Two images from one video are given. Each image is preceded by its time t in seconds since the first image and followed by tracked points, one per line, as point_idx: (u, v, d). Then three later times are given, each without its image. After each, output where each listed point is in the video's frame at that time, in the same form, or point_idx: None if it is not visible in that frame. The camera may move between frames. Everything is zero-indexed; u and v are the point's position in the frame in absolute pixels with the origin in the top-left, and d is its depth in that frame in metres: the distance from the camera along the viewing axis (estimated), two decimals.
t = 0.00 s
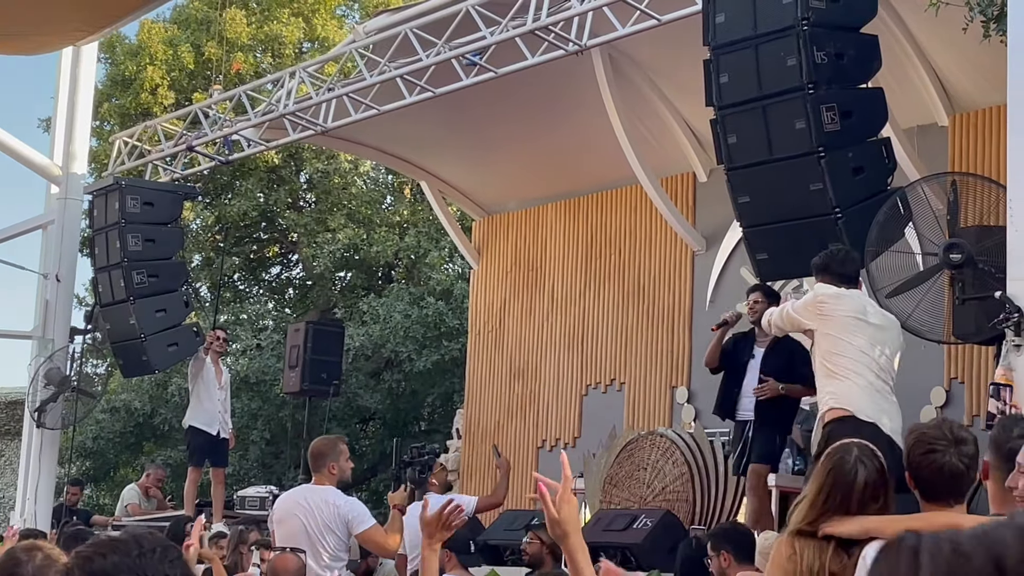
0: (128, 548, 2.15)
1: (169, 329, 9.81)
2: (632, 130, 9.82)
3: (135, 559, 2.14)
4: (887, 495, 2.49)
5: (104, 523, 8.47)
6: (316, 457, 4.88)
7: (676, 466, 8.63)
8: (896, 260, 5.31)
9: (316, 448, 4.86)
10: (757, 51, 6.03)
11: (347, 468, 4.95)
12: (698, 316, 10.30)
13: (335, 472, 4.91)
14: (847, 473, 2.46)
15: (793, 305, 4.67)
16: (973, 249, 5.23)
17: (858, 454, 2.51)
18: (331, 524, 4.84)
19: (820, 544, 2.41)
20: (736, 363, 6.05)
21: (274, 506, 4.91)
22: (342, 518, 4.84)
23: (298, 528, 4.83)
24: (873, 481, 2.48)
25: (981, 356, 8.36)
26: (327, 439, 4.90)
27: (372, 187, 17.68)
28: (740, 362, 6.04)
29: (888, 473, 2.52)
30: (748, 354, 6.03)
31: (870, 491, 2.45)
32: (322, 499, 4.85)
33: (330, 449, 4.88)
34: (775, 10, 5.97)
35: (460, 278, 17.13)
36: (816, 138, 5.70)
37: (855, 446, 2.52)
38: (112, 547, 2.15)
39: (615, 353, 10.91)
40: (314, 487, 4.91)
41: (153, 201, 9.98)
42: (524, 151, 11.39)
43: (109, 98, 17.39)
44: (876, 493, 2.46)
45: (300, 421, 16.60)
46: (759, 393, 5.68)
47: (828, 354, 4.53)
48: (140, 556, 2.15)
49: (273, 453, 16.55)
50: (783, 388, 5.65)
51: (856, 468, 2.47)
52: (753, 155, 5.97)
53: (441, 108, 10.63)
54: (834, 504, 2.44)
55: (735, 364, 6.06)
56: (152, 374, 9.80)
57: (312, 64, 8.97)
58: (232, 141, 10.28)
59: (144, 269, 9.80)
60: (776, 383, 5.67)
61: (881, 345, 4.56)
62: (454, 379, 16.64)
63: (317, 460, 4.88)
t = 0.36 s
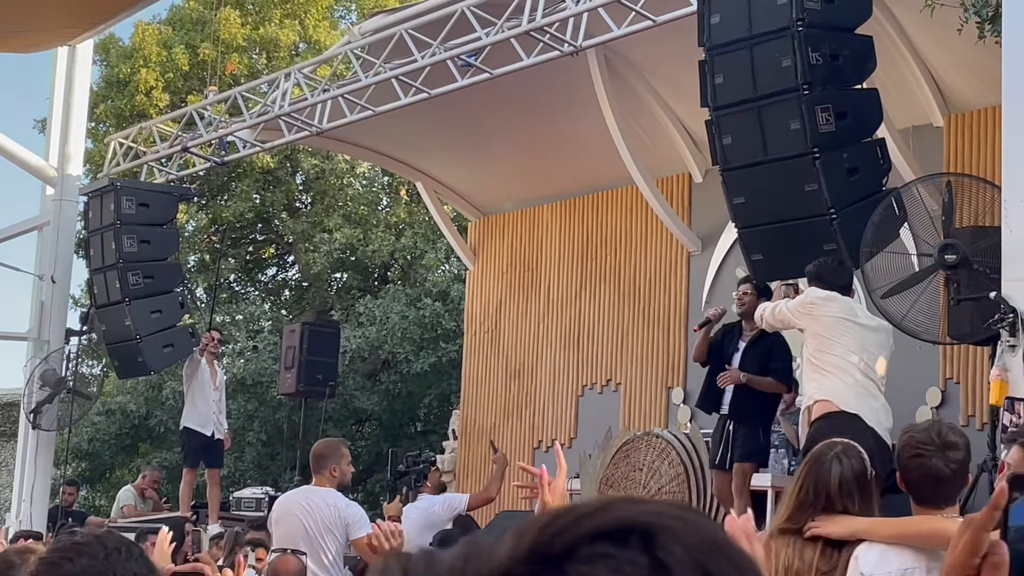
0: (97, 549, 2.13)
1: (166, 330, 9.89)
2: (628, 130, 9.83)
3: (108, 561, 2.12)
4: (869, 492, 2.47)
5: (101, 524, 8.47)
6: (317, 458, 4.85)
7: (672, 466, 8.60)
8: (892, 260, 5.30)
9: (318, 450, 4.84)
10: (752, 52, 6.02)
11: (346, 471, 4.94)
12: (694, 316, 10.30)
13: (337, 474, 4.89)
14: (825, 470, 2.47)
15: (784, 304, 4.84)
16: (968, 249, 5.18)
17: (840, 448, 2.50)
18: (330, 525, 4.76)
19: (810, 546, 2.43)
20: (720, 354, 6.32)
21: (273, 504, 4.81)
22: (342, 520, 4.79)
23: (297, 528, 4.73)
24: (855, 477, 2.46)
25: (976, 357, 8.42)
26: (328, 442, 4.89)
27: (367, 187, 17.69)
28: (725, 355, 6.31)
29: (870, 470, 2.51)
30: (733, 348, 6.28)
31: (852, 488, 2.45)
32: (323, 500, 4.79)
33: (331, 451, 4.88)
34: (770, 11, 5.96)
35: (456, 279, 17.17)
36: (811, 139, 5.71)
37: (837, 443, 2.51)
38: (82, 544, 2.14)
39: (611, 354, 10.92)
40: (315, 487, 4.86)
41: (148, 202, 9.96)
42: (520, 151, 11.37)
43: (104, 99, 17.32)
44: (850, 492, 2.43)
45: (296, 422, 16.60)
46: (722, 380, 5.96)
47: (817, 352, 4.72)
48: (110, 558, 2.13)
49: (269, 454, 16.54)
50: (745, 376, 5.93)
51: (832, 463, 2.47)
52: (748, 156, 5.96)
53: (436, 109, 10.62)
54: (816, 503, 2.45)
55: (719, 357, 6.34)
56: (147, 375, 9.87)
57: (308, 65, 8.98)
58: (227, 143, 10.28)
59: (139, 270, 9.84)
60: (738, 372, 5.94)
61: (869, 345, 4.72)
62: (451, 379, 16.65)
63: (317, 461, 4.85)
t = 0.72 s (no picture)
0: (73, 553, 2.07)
1: (164, 330, 9.87)
2: (625, 130, 9.82)
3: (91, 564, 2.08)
4: (870, 491, 2.46)
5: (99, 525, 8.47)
6: (316, 459, 4.83)
7: (670, 467, 8.66)
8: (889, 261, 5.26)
9: (317, 449, 4.81)
10: (750, 52, 6.00)
11: (347, 470, 4.89)
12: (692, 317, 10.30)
13: (336, 473, 4.85)
14: (827, 465, 2.45)
15: (779, 303, 4.85)
16: (966, 249, 5.19)
17: (845, 446, 2.49)
18: (335, 524, 4.73)
19: (805, 540, 2.39)
20: (710, 351, 6.49)
21: (275, 504, 4.78)
22: (346, 519, 4.75)
23: (302, 530, 4.71)
24: (859, 474, 2.45)
25: (974, 357, 8.42)
26: (326, 442, 4.86)
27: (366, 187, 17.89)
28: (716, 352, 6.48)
29: (871, 470, 2.48)
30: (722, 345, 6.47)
31: (849, 484, 2.43)
32: (325, 500, 4.76)
33: (331, 451, 4.84)
34: (768, 11, 5.95)
35: (455, 279, 17.20)
36: (810, 139, 5.70)
37: (842, 440, 2.50)
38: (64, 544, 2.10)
39: (609, 354, 10.92)
40: (316, 487, 4.82)
41: (146, 203, 9.96)
42: (518, 151, 11.37)
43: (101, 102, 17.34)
44: (851, 488, 2.42)
45: (294, 423, 16.59)
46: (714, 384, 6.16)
47: (811, 351, 4.73)
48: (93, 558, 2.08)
49: (267, 455, 16.54)
50: (736, 378, 6.13)
51: (838, 458, 2.46)
52: (747, 156, 5.96)
53: (434, 109, 10.62)
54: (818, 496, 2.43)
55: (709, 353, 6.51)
56: (146, 376, 9.85)
57: (306, 66, 8.99)
58: (225, 143, 10.28)
59: (137, 270, 9.84)
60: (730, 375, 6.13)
61: (863, 345, 4.72)
62: (450, 380, 16.66)
63: (317, 461, 4.82)
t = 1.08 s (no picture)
0: (64, 552, 2.00)
1: (164, 330, 9.85)
2: (625, 130, 9.82)
3: (76, 563, 1.99)
4: (884, 496, 2.38)
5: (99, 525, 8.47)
6: (317, 458, 4.81)
7: (670, 467, 8.65)
8: (890, 261, 5.24)
9: (317, 448, 4.80)
10: (750, 52, 6.00)
11: (347, 467, 4.90)
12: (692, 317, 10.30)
13: (337, 472, 4.85)
14: (834, 468, 2.39)
15: (776, 304, 4.88)
16: (965, 249, 5.20)
17: (859, 450, 2.42)
18: (344, 522, 4.74)
19: (810, 546, 2.37)
20: (699, 355, 6.46)
21: (280, 502, 4.76)
22: (355, 515, 4.76)
23: (311, 528, 4.70)
24: (871, 480, 2.37)
25: (974, 356, 8.42)
26: (325, 440, 4.85)
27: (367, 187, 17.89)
28: (705, 352, 6.44)
29: (886, 475, 2.40)
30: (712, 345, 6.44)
31: (859, 487, 2.36)
32: (332, 498, 4.75)
33: (331, 449, 4.83)
34: (768, 11, 5.94)
35: (454, 279, 17.22)
36: (810, 139, 5.70)
37: (857, 444, 2.43)
38: (48, 538, 2.02)
39: (609, 354, 10.92)
40: (317, 486, 4.81)
41: (146, 202, 9.97)
42: (517, 151, 11.37)
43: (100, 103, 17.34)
44: (860, 493, 2.36)
45: (293, 423, 16.59)
46: (723, 388, 6.17)
47: (809, 351, 4.73)
48: (81, 556, 2.00)
49: (267, 456, 16.55)
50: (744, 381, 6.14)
51: (847, 462, 2.39)
52: (746, 156, 5.97)
53: (433, 109, 10.62)
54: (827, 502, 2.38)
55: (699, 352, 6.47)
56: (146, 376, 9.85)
57: (306, 66, 8.98)
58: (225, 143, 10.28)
59: (137, 270, 9.84)
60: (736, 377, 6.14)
61: (860, 346, 4.72)
62: (449, 380, 16.66)
63: (318, 459, 4.81)
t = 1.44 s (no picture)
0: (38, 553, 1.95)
1: (163, 330, 9.85)
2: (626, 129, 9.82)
3: (50, 567, 1.93)
4: (885, 495, 2.39)
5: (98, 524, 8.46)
6: (321, 459, 4.81)
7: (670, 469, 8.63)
8: (892, 261, 5.23)
9: (321, 449, 4.79)
10: (752, 53, 6.00)
11: (351, 466, 4.90)
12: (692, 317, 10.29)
13: (343, 471, 4.85)
14: (838, 468, 2.40)
15: (773, 306, 4.88)
16: (966, 250, 5.19)
17: (863, 447, 2.44)
18: (356, 521, 4.78)
19: (812, 547, 2.34)
20: (677, 352, 6.60)
21: (290, 505, 4.75)
22: (367, 514, 4.80)
23: (325, 530, 4.73)
24: (876, 477, 2.39)
25: (975, 357, 8.42)
26: (328, 440, 4.84)
27: (364, 190, 17.78)
28: (683, 351, 6.59)
29: (888, 475, 2.42)
30: (689, 344, 6.59)
31: (865, 486, 2.38)
32: (343, 499, 4.78)
33: (335, 449, 4.82)
34: (771, 11, 5.94)
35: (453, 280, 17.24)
36: (812, 140, 5.69)
37: (860, 442, 2.44)
38: (20, 542, 1.95)
39: (609, 355, 10.92)
40: (325, 487, 4.82)
41: (146, 202, 9.98)
42: (516, 150, 11.36)
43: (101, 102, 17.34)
44: (864, 493, 2.36)
45: (294, 423, 16.59)
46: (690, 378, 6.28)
47: (807, 352, 4.72)
48: (54, 559, 1.94)
49: (267, 455, 16.56)
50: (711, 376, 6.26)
51: (852, 461, 2.40)
52: (748, 156, 5.96)
53: (434, 109, 10.61)
54: (829, 502, 2.38)
55: (675, 351, 6.61)
56: (146, 375, 9.85)
57: (307, 66, 8.95)
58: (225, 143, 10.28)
59: (137, 270, 9.83)
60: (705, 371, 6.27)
61: (857, 346, 4.72)
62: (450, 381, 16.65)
63: (322, 460, 4.81)
